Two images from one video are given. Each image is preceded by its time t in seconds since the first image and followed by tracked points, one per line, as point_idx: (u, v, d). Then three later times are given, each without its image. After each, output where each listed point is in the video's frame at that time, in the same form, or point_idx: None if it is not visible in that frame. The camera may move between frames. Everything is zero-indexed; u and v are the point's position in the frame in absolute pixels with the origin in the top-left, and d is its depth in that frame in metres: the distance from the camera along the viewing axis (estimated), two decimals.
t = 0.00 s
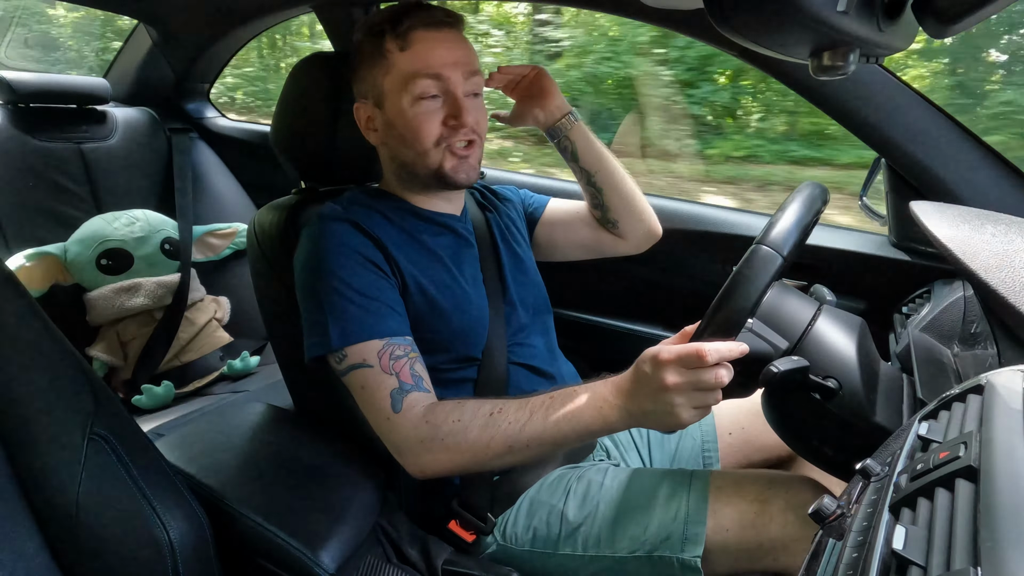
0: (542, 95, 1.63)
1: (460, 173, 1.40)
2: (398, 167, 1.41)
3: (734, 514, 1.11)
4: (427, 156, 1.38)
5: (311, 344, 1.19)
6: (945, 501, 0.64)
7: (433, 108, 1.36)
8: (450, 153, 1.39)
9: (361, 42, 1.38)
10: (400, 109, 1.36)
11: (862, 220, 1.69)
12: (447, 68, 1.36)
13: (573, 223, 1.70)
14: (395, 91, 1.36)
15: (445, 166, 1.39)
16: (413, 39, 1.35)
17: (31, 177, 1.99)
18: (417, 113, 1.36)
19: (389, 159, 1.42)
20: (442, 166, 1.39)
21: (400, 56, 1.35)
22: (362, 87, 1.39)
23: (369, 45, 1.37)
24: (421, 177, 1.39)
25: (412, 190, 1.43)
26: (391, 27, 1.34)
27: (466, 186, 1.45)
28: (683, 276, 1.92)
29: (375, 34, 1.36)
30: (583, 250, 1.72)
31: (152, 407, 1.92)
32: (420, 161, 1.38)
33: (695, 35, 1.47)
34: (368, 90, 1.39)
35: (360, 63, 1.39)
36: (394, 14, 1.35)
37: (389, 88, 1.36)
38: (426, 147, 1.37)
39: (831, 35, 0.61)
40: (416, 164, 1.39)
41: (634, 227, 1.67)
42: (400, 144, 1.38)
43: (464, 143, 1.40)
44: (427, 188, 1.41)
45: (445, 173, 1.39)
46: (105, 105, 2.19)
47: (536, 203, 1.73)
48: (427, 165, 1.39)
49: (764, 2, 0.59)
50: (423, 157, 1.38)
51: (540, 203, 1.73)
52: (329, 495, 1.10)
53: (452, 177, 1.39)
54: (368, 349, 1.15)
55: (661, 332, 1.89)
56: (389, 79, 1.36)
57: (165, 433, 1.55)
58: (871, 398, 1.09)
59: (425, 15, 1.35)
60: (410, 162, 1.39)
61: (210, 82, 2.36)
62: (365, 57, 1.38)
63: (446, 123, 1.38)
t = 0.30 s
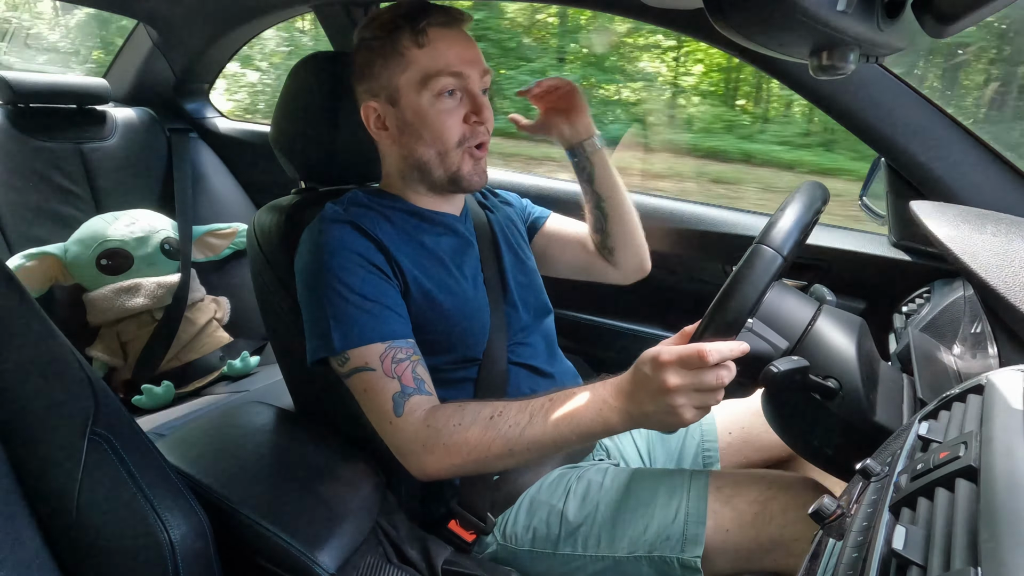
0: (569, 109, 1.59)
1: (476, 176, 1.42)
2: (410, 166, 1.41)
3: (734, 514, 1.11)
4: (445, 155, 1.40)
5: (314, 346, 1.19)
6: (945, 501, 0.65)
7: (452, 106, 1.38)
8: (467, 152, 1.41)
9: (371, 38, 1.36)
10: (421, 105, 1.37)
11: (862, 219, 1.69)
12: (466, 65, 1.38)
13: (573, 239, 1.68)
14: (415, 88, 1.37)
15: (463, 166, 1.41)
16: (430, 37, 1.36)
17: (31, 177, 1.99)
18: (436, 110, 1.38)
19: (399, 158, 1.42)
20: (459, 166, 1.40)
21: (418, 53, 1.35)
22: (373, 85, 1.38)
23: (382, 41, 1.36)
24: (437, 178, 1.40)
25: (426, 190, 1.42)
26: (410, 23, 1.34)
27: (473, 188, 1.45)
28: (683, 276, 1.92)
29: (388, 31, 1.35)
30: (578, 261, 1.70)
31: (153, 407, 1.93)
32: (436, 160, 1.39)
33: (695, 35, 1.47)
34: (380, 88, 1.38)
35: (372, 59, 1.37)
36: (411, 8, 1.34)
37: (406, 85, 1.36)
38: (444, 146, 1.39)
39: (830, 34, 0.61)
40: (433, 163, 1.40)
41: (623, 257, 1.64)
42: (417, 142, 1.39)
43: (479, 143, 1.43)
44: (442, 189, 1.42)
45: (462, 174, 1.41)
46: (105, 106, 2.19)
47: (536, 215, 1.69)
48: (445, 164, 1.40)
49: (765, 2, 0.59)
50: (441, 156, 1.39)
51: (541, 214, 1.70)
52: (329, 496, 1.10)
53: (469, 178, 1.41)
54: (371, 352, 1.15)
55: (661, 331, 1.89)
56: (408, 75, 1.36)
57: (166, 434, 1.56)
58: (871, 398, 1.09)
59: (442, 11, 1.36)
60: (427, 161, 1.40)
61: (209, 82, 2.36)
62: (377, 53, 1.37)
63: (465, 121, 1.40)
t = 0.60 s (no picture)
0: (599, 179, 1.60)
1: (481, 172, 1.41)
2: (412, 165, 1.40)
3: (733, 515, 1.12)
4: (446, 152, 1.39)
5: (315, 346, 1.19)
6: (945, 502, 0.65)
7: (452, 102, 1.37)
8: (470, 148, 1.40)
9: (371, 37, 1.37)
10: (421, 103, 1.36)
11: (862, 220, 1.69)
12: (466, 62, 1.38)
13: (567, 286, 1.67)
14: (415, 85, 1.36)
15: (466, 163, 1.40)
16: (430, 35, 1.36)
17: (32, 177, 1.99)
18: (437, 106, 1.37)
19: (402, 158, 1.41)
20: (462, 163, 1.39)
21: (417, 50, 1.35)
22: (374, 83, 1.38)
23: (382, 40, 1.36)
24: (439, 175, 1.39)
25: (429, 189, 1.42)
26: (409, 21, 1.34)
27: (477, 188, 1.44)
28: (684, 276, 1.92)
29: (388, 29, 1.36)
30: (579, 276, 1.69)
31: (151, 407, 1.93)
32: (438, 157, 1.38)
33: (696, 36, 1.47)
34: (381, 87, 1.38)
35: (372, 59, 1.38)
36: (410, 8, 1.35)
37: (406, 83, 1.36)
38: (445, 143, 1.38)
39: (829, 35, 0.61)
40: (436, 160, 1.38)
41: (602, 327, 1.63)
42: (418, 140, 1.38)
43: (481, 138, 1.41)
44: (444, 187, 1.41)
45: (464, 171, 1.39)
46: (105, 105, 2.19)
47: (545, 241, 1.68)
48: (448, 161, 1.39)
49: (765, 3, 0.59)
50: (443, 152, 1.38)
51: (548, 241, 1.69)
52: (329, 496, 1.10)
53: (473, 175, 1.40)
54: (374, 355, 1.15)
55: (661, 332, 1.89)
56: (408, 72, 1.36)
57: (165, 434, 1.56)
58: (872, 399, 1.09)
59: (441, 11, 1.37)
60: (430, 158, 1.39)
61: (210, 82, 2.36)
62: (377, 52, 1.37)
63: (466, 117, 1.39)
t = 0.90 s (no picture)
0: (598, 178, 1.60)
1: (481, 170, 1.42)
2: (414, 163, 1.40)
3: (732, 516, 1.12)
4: (448, 150, 1.40)
5: (319, 344, 1.19)
6: (945, 501, 0.64)
7: (456, 101, 1.39)
8: (471, 147, 1.41)
9: (376, 36, 1.38)
10: (425, 101, 1.37)
11: (862, 220, 1.69)
12: (470, 62, 1.39)
13: (567, 285, 1.68)
14: (419, 83, 1.37)
15: (467, 161, 1.41)
16: (434, 34, 1.37)
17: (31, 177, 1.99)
18: (440, 105, 1.38)
19: (403, 156, 1.42)
20: (463, 160, 1.40)
21: (422, 48, 1.36)
22: (378, 81, 1.39)
23: (388, 38, 1.37)
24: (441, 173, 1.40)
25: (430, 186, 1.42)
26: (414, 20, 1.35)
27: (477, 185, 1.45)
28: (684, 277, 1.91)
29: (393, 28, 1.36)
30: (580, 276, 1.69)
31: (152, 407, 1.93)
32: (440, 155, 1.39)
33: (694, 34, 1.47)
34: (384, 84, 1.39)
35: (376, 57, 1.38)
36: (415, 8, 1.36)
37: (410, 80, 1.37)
38: (447, 141, 1.39)
39: (829, 34, 0.61)
40: (438, 158, 1.39)
41: (603, 328, 1.64)
42: (420, 138, 1.39)
43: (483, 137, 1.43)
44: (445, 184, 1.42)
45: (466, 169, 1.41)
46: (105, 106, 2.17)
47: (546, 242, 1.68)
48: (449, 158, 1.40)
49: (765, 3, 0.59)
50: (445, 150, 1.39)
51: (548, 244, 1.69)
52: (328, 496, 1.10)
53: (473, 173, 1.41)
54: (377, 350, 1.15)
55: (660, 332, 1.90)
56: (413, 70, 1.37)
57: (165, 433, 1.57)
58: (872, 397, 1.09)
59: (446, 11, 1.39)
60: (431, 155, 1.39)
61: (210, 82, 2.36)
62: (382, 50, 1.38)
63: (469, 115, 1.40)
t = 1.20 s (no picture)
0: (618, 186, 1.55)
1: (482, 169, 1.42)
2: (417, 163, 1.41)
3: (731, 518, 1.12)
4: (451, 149, 1.40)
5: (320, 345, 1.19)
6: (945, 501, 0.65)
7: (458, 100, 1.39)
8: (473, 146, 1.41)
9: (375, 36, 1.38)
10: (426, 100, 1.37)
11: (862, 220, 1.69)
12: (470, 61, 1.39)
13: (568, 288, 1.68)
14: (420, 82, 1.37)
15: (469, 160, 1.41)
16: (434, 33, 1.37)
17: (31, 177, 1.99)
18: (442, 103, 1.38)
19: (406, 156, 1.42)
20: (465, 160, 1.40)
21: (423, 48, 1.36)
22: (378, 81, 1.39)
23: (388, 39, 1.37)
24: (445, 172, 1.40)
25: (434, 186, 1.43)
26: (414, 19, 1.36)
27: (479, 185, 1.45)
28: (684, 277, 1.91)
29: (392, 28, 1.36)
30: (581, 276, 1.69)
31: (152, 407, 1.93)
32: (442, 154, 1.39)
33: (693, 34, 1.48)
34: (385, 84, 1.39)
35: (376, 57, 1.38)
36: (414, 7, 1.36)
37: (412, 80, 1.37)
38: (450, 140, 1.39)
39: (830, 33, 0.61)
40: (440, 157, 1.40)
41: (600, 334, 1.65)
42: (423, 137, 1.39)
43: (485, 136, 1.42)
44: (448, 184, 1.42)
45: (469, 169, 1.41)
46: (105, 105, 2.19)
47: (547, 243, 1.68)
48: (452, 158, 1.40)
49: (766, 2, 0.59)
50: (448, 149, 1.39)
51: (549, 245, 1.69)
52: (328, 495, 1.10)
53: (475, 172, 1.41)
54: (381, 351, 1.15)
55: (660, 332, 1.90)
56: (414, 69, 1.37)
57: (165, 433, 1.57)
58: (872, 396, 1.09)
59: (444, 10, 1.39)
60: (433, 154, 1.40)
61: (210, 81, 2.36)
62: (382, 51, 1.38)
63: (470, 114, 1.40)
